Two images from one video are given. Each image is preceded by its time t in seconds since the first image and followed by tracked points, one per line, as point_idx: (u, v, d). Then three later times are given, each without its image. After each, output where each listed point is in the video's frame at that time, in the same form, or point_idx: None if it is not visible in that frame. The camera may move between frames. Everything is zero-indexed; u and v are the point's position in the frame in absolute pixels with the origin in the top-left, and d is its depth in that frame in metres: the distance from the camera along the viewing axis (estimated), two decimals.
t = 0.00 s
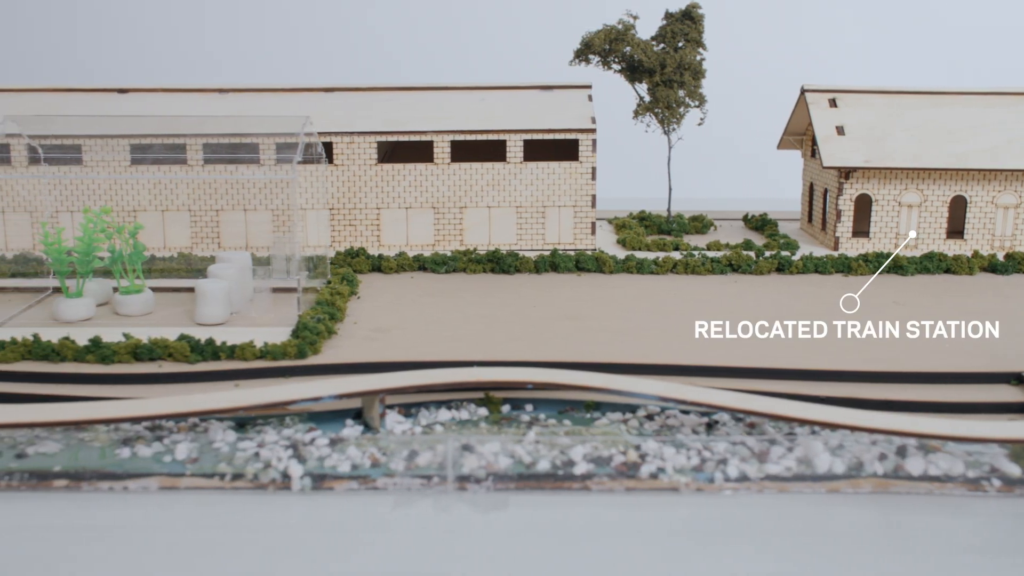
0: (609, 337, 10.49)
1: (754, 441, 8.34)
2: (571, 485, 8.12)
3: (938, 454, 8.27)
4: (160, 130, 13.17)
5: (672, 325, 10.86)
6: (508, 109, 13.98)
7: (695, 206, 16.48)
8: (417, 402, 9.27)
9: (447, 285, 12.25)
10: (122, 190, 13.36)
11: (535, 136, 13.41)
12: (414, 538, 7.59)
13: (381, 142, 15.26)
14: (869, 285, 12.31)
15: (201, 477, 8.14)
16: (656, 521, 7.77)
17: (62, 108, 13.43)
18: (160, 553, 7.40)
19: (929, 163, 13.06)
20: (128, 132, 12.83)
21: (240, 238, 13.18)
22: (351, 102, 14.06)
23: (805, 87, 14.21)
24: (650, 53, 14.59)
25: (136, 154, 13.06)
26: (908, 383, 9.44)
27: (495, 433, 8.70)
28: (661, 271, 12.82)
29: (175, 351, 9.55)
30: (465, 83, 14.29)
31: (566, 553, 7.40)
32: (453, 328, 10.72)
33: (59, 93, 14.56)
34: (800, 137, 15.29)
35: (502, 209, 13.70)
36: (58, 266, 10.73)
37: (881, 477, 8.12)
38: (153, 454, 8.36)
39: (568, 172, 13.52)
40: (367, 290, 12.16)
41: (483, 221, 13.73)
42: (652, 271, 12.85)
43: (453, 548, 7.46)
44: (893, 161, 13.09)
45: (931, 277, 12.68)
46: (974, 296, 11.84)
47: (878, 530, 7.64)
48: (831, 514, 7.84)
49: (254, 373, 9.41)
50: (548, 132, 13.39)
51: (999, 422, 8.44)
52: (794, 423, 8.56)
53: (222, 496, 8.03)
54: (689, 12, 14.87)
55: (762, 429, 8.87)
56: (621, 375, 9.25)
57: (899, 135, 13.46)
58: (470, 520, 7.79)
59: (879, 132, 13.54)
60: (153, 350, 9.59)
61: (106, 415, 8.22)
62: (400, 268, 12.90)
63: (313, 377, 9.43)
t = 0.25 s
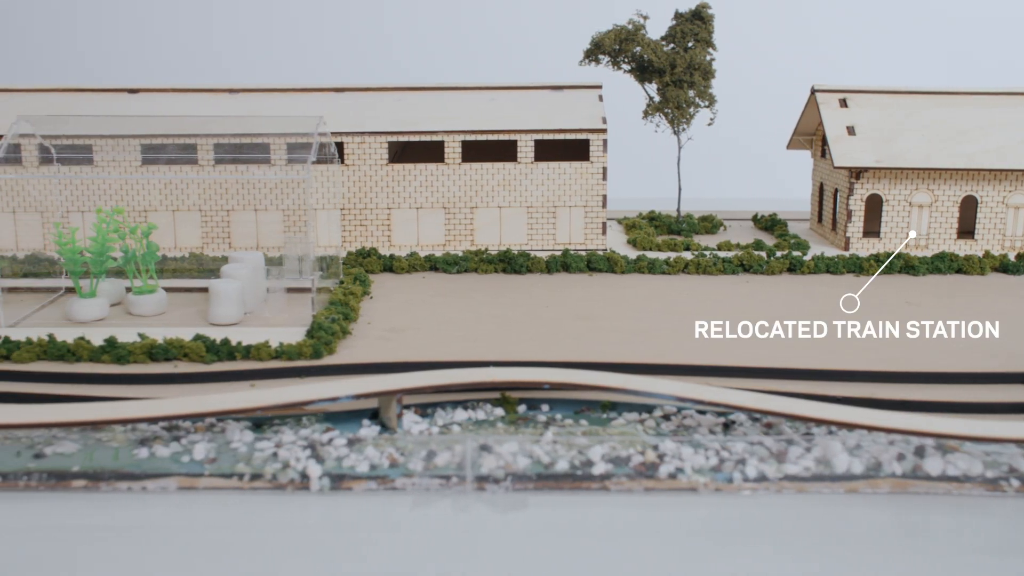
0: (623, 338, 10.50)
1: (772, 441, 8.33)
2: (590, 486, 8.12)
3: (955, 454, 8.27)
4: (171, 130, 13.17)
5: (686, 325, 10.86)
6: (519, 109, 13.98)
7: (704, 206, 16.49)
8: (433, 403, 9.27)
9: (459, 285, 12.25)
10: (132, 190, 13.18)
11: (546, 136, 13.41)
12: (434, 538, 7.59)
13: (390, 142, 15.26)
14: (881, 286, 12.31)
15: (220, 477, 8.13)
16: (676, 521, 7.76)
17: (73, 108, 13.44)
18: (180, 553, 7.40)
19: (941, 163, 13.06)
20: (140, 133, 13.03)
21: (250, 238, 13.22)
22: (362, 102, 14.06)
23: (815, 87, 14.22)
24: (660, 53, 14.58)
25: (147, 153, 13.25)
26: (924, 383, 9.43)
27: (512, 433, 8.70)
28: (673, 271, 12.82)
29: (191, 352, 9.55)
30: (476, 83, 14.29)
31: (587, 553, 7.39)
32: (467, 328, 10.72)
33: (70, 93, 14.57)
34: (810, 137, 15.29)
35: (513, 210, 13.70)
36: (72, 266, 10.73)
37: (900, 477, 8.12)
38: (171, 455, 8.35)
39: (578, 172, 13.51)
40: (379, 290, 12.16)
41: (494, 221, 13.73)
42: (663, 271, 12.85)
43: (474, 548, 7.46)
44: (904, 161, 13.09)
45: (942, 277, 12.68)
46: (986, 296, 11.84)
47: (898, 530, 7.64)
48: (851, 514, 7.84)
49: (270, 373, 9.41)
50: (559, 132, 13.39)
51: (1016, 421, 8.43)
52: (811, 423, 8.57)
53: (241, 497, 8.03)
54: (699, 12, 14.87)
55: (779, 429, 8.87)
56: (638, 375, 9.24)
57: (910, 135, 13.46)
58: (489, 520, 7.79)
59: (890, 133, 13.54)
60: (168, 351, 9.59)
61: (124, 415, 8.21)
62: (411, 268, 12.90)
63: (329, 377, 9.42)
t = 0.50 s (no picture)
0: (637, 339, 10.51)
1: (790, 441, 8.28)
2: (608, 485, 8.14)
3: (974, 454, 8.19)
4: (182, 130, 13.17)
5: (700, 325, 10.87)
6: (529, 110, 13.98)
7: (712, 206, 16.50)
8: (450, 403, 9.27)
9: (472, 286, 12.26)
10: (143, 189, 13.22)
11: (557, 136, 13.41)
12: (454, 538, 7.60)
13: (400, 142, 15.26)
14: (892, 286, 12.33)
15: (239, 477, 8.14)
16: (696, 521, 7.77)
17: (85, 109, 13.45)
18: (201, 552, 7.40)
19: (952, 164, 13.06)
20: (152, 133, 13.00)
21: (262, 239, 13.37)
22: (373, 102, 14.06)
23: (825, 87, 14.22)
24: (670, 53, 14.58)
25: (160, 153, 13.23)
26: (940, 383, 9.44)
27: (530, 433, 8.71)
28: (684, 272, 12.83)
29: (207, 352, 9.56)
30: (486, 83, 14.29)
31: (607, 553, 7.40)
32: (481, 328, 10.73)
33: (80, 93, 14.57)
34: (819, 137, 15.30)
35: (524, 210, 13.69)
36: (86, 266, 10.74)
37: (919, 477, 8.14)
38: (190, 455, 8.38)
39: (589, 172, 13.50)
40: (391, 290, 12.16)
41: (505, 221, 13.72)
42: (675, 271, 12.86)
43: (494, 548, 7.47)
44: (915, 161, 13.09)
45: (954, 277, 12.69)
46: (999, 296, 11.85)
47: (917, 529, 7.65)
48: (870, 514, 7.85)
49: (286, 373, 9.41)
50: (569, 132, 13.39)
51: None
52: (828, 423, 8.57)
53: (260, 497, 8.03)
54: (708, 12, 14.87)
55: (796, 429, 8.88)
56: (654, 376, 9.25)
57: (921, 136, 13.46)
58: (509, 520, 7.80)
59: (900, 133, 13.53)
60: (184, 351, 9.59)
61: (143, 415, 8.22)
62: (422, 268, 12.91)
63: (345, 377, 9.42)
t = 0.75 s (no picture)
0: (651, 339, 10.51)
1: (808, 441, 8.30)
2: (627, 485, 8.12)
3: (992, 454, 8.21)
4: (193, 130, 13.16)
5: (713, 326, 10.88)
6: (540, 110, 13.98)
7: (721, 206, 16.50)
8: (466, 403, 9.27)
9: (484, 286, 12.27)
10: (154, 188, 13.14)
11: (568, 136, 13.40)
12: (474, 538, 7.59)
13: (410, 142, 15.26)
14: (904, 286, 12.33)
15: (257, 477, 8.13)
16: (716, 522, 7.76)
17: (96, 109, 13.44)
18: (221, 552, 7.40)
19: (963, 163, 13.06)
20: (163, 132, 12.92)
21: (272, 238, 13.32)
22: (383, 102, 14.05)
23: (836, 87, 14.22)
24: (680, 53, 14.57)
25: (173, 153, 13.23)
26: (955, 383, 9.44)
27: (547, 433, 8.71)
28: (696, 272, 12.83)
29: (222, 352, 9.55)
30: (496, 83, 14.28)
31: (627, 552, 7.39)
32: (495, 328, 10.73)
33: (90, 92, 14.56)
34: (829, 137, 15.29)
35: (535, 210, 13.69)
36: (99, 266, 10.74)
37: (937, 477, 8.13)
38: (208, 455, 8.36)
39: (600, 173, 13.49)
40: (403, 290, 12.16)
41: (516, 221, 13.73)
42: (686, 271, 12.86)
43: (514, 548, 7.46)
44: (926, 161, 13.09)
45: (965, 278, 12.69)
46: (1010, 296, 11.85)
47: (937, 529, 7.64)
48: (889, 513, 7.85)
49: (302, 373, 9.40)
50: (580, 133, 13.38)
51: None
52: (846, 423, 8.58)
53: (279, 497, 8.03)
54: (718, 12, 14.86)
55: (813, 429, 8.88)
56: (670, 375, 9.25)
57: (931, 136, 13.46)
58: (527, 520, 7.79)
59: (911, 133, 13.54)
60: (199, 351, 9.59)
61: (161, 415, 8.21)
62: (434, 268, 12.91)
63: (361, 377, 9.42)
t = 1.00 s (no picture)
0: (665, 340, 10.52)
1: (826, 441, 8.32)
2: (645, 486, 8.12)
3: (1010, 454, 8.22)
4: (205, 130, 13.17)
5: (727, 326, 10.89)
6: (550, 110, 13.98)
7: (731, 206, 16.50)
8: (482, 403, 9.28)
9: (497, 287, 12.27)
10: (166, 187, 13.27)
11: (579, 136, 13.40)
12: (494, 538, 7.59)
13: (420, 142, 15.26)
14: (916, 286, 12.33)
15: (276, 477, 8.13)
16: (736, 521, 7.76)
17: (107, 108, 13.44)
18: (241, 552, 7.39)
19: (974, 163, 13.06)
20: (175, 133, 12.95)
21: (284, 238, 13.20)
22: (393, 103, 14.05)
23: (846, 87, 14.23)
24: (690, 53, 14.58)
25: (185, 153, 13.05)
26: (971, 383, 9.45)
27: (564, 433, 8.71)
28: (707, 272, 12.83)
29: (238, 352, 9.56)
30: (506, 83, 14.28)
31: (647, 552, 7.39)
32: (509, 329, 10.73)
33: (101, 92, 14.57)
34: (838, 137, 15.29)
35: (546, 210, 13.69)
36: (113, 267, 10.75)
37: (956, 477, 8.13)
38: (226, 455, 8.35)
39: (611, 173, 13.50)
40: (416, 290, 12.16)
41: (527, 221, 13.72)
42: (698, 271, 12.86)
43: (534, 548, 7.46)
44: (937, 161, 13.09)
45: (977, 278, 12.69)
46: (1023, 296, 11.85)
47: (957, 529, 7.64)
48: (909, 513, 7.85)
49: (318, 373, 9.40)
50: (591, 132, 13.39)
51: None
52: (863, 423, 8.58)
53: (297, 497, 8.02)
54: (728, 12, 14.86)
55: (830, 429, 8.89)
56: (686, 376, 9.25)
57: (942, 136, 13.47)
58: (547, 520, 7.79)
59: (922, 133, 13.54)
60: (215, 351, 9.59)
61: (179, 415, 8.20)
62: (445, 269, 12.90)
63: (377, 377, 9.42)
